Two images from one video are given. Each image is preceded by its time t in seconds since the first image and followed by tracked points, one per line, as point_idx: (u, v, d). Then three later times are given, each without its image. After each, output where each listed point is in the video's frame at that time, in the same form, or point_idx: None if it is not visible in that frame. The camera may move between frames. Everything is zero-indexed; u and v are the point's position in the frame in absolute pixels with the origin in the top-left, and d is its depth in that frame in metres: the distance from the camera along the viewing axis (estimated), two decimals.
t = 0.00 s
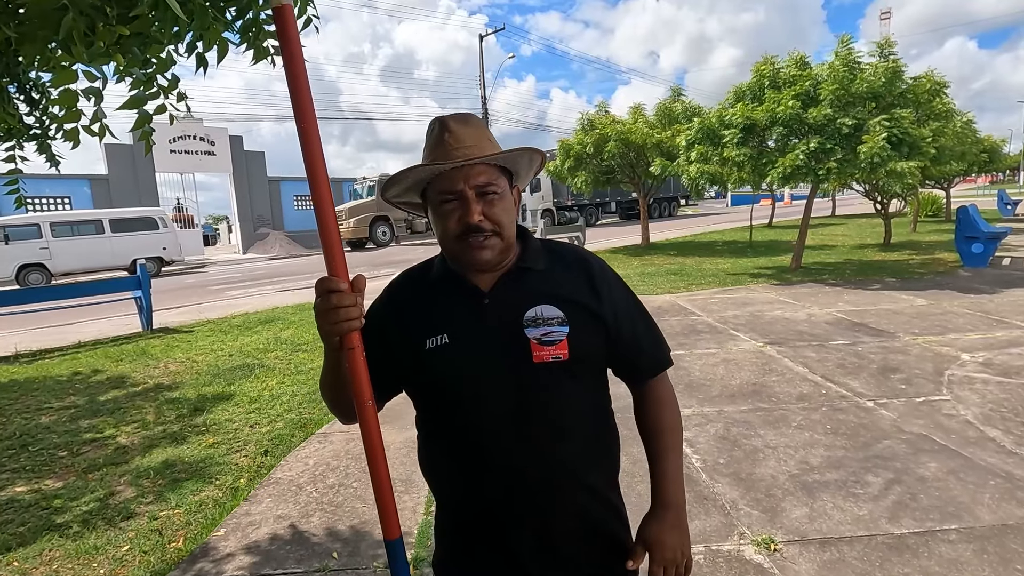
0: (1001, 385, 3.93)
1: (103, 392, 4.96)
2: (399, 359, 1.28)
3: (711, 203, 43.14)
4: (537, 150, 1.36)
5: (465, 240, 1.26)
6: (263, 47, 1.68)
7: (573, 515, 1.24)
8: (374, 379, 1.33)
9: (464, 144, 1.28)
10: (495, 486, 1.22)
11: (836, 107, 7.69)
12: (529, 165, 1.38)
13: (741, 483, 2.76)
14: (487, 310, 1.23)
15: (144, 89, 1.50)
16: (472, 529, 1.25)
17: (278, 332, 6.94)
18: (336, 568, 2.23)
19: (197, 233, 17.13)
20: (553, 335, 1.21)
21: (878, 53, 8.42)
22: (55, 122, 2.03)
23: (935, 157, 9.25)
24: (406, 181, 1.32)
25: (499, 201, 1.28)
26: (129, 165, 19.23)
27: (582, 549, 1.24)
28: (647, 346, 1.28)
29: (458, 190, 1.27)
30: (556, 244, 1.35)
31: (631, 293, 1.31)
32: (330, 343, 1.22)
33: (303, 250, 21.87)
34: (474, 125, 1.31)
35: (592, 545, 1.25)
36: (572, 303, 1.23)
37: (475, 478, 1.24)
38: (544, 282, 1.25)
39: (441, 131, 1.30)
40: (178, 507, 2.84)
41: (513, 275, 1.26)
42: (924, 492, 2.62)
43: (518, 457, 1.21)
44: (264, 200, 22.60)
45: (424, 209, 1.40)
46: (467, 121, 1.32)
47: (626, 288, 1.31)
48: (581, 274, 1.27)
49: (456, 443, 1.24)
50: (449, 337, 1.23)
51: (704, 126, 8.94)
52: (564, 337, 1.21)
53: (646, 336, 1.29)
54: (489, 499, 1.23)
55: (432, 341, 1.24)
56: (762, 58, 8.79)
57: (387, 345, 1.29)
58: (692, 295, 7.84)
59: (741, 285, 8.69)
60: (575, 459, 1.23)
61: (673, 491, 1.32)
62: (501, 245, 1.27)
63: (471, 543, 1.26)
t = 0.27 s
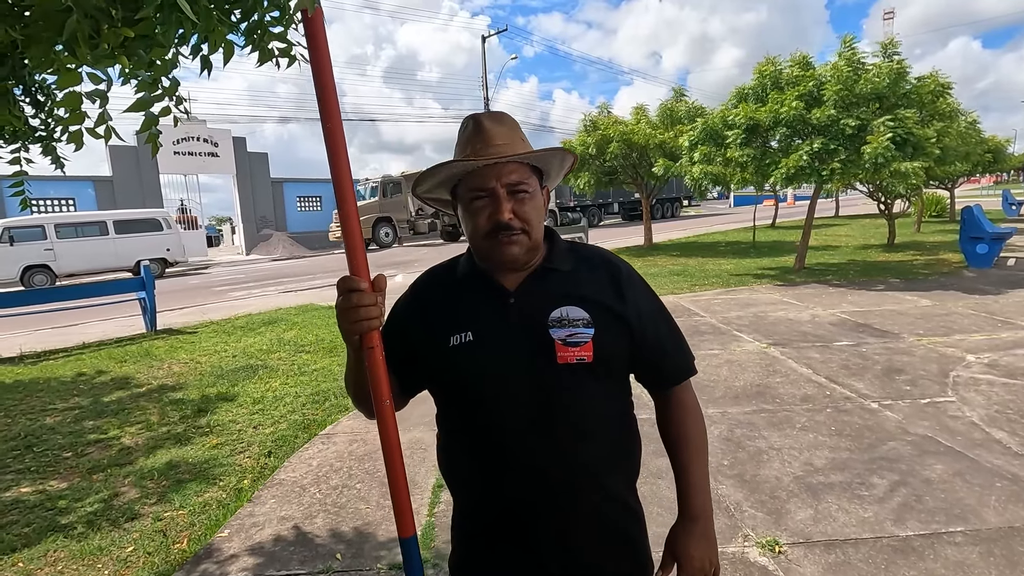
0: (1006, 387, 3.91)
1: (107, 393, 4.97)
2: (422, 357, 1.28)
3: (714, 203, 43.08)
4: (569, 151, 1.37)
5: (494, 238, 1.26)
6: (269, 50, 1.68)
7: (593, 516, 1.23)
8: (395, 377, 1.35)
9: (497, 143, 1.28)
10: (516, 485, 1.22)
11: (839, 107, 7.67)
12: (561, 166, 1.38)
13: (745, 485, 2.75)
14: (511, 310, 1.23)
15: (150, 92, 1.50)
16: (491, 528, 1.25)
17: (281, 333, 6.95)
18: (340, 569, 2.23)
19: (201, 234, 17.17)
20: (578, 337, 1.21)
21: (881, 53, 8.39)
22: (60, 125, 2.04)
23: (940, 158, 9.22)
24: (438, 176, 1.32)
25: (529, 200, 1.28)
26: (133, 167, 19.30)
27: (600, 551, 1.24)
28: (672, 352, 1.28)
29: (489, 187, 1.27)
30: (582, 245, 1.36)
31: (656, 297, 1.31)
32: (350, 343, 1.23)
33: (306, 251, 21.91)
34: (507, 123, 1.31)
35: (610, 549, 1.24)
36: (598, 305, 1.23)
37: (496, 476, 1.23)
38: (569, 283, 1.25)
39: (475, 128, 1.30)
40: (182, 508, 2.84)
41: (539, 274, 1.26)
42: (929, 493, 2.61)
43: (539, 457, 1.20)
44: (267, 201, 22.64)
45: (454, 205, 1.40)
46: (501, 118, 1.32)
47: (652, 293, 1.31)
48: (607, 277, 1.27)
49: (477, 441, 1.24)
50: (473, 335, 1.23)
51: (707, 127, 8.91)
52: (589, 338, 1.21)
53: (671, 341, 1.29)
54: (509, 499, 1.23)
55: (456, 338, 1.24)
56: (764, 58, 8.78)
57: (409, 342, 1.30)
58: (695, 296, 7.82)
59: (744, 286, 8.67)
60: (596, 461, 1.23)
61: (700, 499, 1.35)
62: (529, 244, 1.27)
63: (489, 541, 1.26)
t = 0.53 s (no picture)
0: (1009, 388, 3.89)
1: (112, 393, 5.02)
2: (436, 355, 1.30)
3: (718, 204, 42.99)
4: (587, 155, 1.38)
5: (510, 237, 1.28)
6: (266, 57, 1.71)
7: (599, 516, 1.24)
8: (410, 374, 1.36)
9: (517, 143, 1.31)
10: (525, 483, 1.23)
11: (842, 108, 7.65)
12: (579, 168, 1.40)
13: (744, 485, 2.76)
14: (525, 309, 1.25)
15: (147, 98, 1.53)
16: (499, 524, 1.27)
17: (285, 334, 6.98)
18: (339, 568, 2.26)
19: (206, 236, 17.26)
20: (591, 339, 1.22)
21: (885, 53, 8.36)
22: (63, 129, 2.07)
23: (944, 158, 9.19)
24: (459, 174, 1.35)
25: (547, 200, 1.30)
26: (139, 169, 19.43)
27: (605, 552, 1.25)
28: (684, 358, 1.29)
29: (508, 187, 1.29)
30: (597, 249, 1.37)
31: (669, 304, 1.32)
32: (367, 340, 1.25)
33: (311, 252, 21.99)
34: (528, 125, 1.34)
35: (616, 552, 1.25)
36: (611, 308, 1.24)
37: (505, 476, 1.25)
38: (582, 285, 1.27)
39: (496, 128, 1.33)
40: (185, 507, 2.87)
41: (554, 275, 1.28)
42: (928, 494, 2.61)
43: (549, 456, 1.22)
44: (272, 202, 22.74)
45: (473, 203, 1.42)
46: (522, 120, 1.34)
47: (665, 299, 1.32)
48: (620, 280, 1.29)
49: (488, 438, 1.26)
50: (487, 333, 1.25)
51: (709, 127, 8.88)
52: (602, 340, 1.23)
53: (683, 347, 1.29)
54: (518, 495, 1.24)
55: (470, 335, 1.26)
56: (767, 59, 8.77)
57: (423, 337, 1.32)
58: (698, 297, 7.81)
59: (747, 287, 8.66)
60: (605, 463, 1.24)
61: (714, 503, 1.36)
62: (546, 244, 1.29)
63: (497, 538, 1.27)
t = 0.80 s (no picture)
0: (1003, 388, 3.91)
1: (115, 393, 5.08)
2: (431, 352, 1.32)
3: (721, 205, 42.94)
4: (585, 159, 1.41)
5: (508, 238, 1.31)
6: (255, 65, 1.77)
7: (586, 514, 1.26)
8: (406, 369, 1.38)
9: (518, 146, 1.33)
10: (514, 481, 1.25)
11: (841, 109, 7.66)
12: (577, 172, 1.43)
13: (735, 485, 2.78)
14: (519, 309, 1.27)
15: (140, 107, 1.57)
16: (489, 520, 1.28)
17: (286, 335, 7.04)
18: (334, 564, 2.30)
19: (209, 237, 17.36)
20: (582, 340, 1.24)
21: (884, 54, 8.37)
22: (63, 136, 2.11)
23: (944, 159, 9.19)
24: (459, 176, 1.37)
25: (544, 203, 1.33)
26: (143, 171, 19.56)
27: (591, 550, 1.26)
28: (673, 361, 1.31)
29: (507, 189, 1.32)
30: (591, 251, 1.39)
31: (660, 308, 1.34)
32: (366, 337, 1.28)
33: (314, 254, 22.08)
34: (529, 129, 1.36)
35: (603, 550, 1.27)
36: (602, 310, 1.26)
37: (496, 473, 1.26)
38: (575, 287, 1.29)
39: (498, 131, 1.36)
40: (184, 505, 2.92)
41: (549, 277, 1.30)
42: (917, 493, 2.63)
43: (539, 453, 1.23)
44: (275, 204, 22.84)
45: (472, 203, 1.45)
46: (523, 123, 1.37)
47: (657, 303, 1.34)
48: (613, 283, 1.31)
49: (480, 435, 1.28)
50: (481, 330, 1.27)
51: (710, 128, 8.86)
52: (593, 341, 1.24)
53: (673, 352, 1.32)
54: (508, 492, 1.26)
55: (464, 332, 1.28)
56: (766, 60, 8.79)
57: (419, 332, 1.34)
58: (697, 298, 7.84)
59: (746, 288, 8.67)
60: (594, 462, 1.26)
61: (700, 502, 1.37)
62: (543, 246, 1.31)
63: (486, 534, 1.28)
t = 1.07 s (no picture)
0: (997, 389, 3.94)
1: (118, 394, 5.13)
2: (428, 348, 1.36)
3: (723, 207, 42.95)
4: (580, 166, 1.46)
5: (504, 241, 1.35)
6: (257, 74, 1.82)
7: (576, 508, 1.30)
8: (405, 364, 1.43)
9: (516, 153, 1.38)
10: (506, 473, 1.29)
11: (840, 111, 7.69)
12: (572, 178, 1.48)
13: (727, 483, 2.83)
14: (513, 309, 1.32)
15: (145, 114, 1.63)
16: (482, 513, 1.32)
17: (287, 337, 7.09)
18: (332, 559, 2.35)
19: (212, 240, 17.44)
20: (572, 340, 1.29)
21: (882, 57, 8.41)
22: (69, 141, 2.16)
23: (943, 161, 9.22)
24: (459, 179, 1.42)
25: (540, 208, 1.38)
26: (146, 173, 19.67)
27: (580, 543, 1.30)
28: (660, 361, 1.36)
29: (505, 194, 1.36)
30: (583, 255, 1.44)
31: (649, 310, 1.39)
32: (366, 334, 1.32)
33: (316, 256, 22.17)
34: (527, 137, 1.40)
35: (592, 544, 1.31)
36: (592, 311, 1.31)
37: (489, 467, 1.31)
38: (565, 289, 1.33)
39: (496, 138, 1.40)
40: (186, 502, 2.97)
41: (543, 279, 1.34)
42: (907, 491, 2.67)
43: (531, 449, 1.28)
44: (278, 206, 22.93)
45: (471, 205, 1.50)
46: (521, 130, 1.41)
47: (646, 305, 1.39)
48: (603, 285, 1.35)
49: (474, 430, 1.32)
50: (477, 328, 1.32)
51: (709, 130, 8.90)
52: (583, 341, 1.29)
53: (660, 352, 1.36)
54: (501, 485, 1.30)
55: (460, 330, 1.33)
56: (765, 63, 8.84)
57: (416, 327, 1.38)
58: (696, 299, 7.88)
59: (746, 289, 8.71)
60: (584, 457, 1.30)
61: (681, 495, 1.42)
62: (537, 249, 1.36)
63: (479, 526, 1.32)
